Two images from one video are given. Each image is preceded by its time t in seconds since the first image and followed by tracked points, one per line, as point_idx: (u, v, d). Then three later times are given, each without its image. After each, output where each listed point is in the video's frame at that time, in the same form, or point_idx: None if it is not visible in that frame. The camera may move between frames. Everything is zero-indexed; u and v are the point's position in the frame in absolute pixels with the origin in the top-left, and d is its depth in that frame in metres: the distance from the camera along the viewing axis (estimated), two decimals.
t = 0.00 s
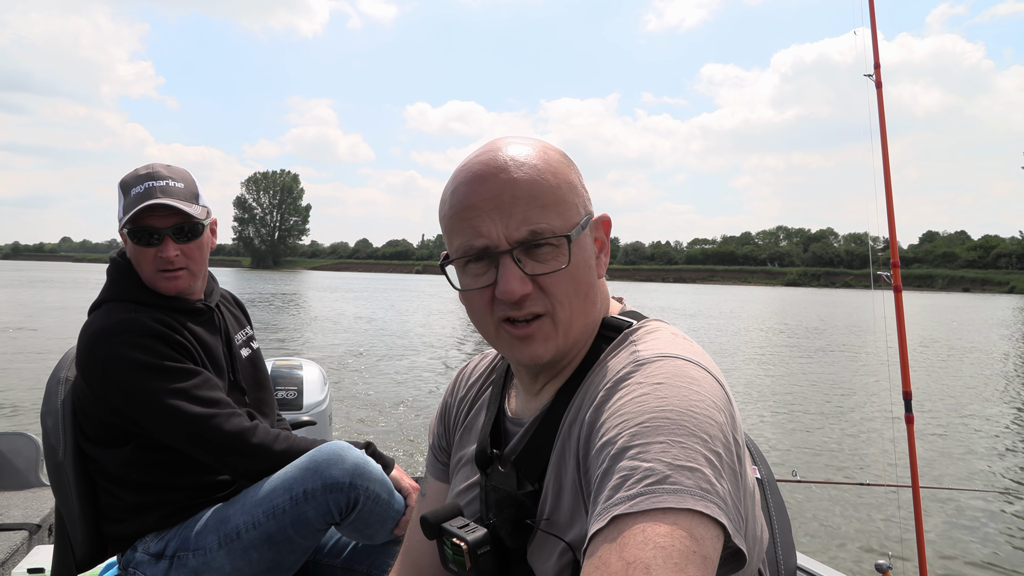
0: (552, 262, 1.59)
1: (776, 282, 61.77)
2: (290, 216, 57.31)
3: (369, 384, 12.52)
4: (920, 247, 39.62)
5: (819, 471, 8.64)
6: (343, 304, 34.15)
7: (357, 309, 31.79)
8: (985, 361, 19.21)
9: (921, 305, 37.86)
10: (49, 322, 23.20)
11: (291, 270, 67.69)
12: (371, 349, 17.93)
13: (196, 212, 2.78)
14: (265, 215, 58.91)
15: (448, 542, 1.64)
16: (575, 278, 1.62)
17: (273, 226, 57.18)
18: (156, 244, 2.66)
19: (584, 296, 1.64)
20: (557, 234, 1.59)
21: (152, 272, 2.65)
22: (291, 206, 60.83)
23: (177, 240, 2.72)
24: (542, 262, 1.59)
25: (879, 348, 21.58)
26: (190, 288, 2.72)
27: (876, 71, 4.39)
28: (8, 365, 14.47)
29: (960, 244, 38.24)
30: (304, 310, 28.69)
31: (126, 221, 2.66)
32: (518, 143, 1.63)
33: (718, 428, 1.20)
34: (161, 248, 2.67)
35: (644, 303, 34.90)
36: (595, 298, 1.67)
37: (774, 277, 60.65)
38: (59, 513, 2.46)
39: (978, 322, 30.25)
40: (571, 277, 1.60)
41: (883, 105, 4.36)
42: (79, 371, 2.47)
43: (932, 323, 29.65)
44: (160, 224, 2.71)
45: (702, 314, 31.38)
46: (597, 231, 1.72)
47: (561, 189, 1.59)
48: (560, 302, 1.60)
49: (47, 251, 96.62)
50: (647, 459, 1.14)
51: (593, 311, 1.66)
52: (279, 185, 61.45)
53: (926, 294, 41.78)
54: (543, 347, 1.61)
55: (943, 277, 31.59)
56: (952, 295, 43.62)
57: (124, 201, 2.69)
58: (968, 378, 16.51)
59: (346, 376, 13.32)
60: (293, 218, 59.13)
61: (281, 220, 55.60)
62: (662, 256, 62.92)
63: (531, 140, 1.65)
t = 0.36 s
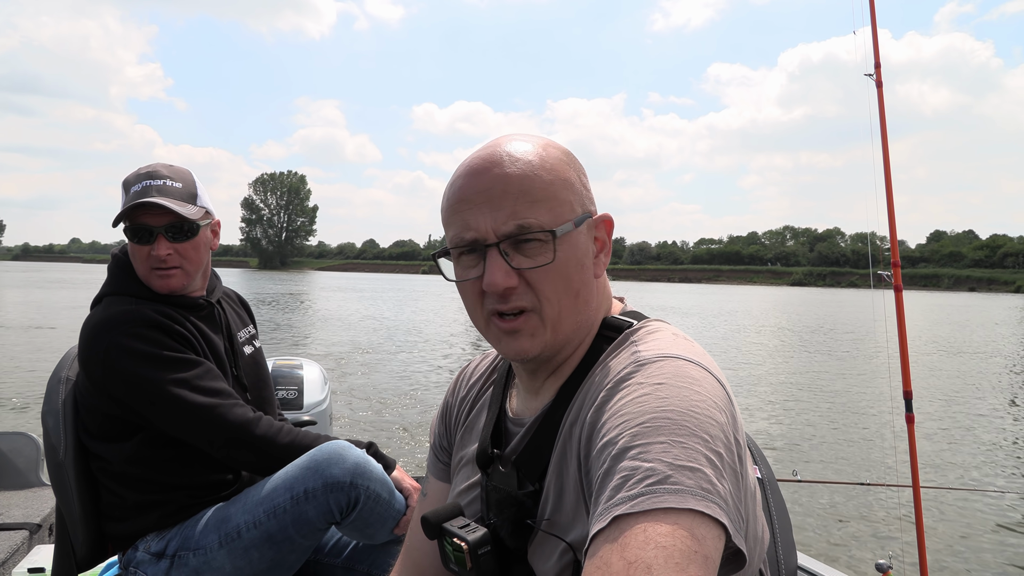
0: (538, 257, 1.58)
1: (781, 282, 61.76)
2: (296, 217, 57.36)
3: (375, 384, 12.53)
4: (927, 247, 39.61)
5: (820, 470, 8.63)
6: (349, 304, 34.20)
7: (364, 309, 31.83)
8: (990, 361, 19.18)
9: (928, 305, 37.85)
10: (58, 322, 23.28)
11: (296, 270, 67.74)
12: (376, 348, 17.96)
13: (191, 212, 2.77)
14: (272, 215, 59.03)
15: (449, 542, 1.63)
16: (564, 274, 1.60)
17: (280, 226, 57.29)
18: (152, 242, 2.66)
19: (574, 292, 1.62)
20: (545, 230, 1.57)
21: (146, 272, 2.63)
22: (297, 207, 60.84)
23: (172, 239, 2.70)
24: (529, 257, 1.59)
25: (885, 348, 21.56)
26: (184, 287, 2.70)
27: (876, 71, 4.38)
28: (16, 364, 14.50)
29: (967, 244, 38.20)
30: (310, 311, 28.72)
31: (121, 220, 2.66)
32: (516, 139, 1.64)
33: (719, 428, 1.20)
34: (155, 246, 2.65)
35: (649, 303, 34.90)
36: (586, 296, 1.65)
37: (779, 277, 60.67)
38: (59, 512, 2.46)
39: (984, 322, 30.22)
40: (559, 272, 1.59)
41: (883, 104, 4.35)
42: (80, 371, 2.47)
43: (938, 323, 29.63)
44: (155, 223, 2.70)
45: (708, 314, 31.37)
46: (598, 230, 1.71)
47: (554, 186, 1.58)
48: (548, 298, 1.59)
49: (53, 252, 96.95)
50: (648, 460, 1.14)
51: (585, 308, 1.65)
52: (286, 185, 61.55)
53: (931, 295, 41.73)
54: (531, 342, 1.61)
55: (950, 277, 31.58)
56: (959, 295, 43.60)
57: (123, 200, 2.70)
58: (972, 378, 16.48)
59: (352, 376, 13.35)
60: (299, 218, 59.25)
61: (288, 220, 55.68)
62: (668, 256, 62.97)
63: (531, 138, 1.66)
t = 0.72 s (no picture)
0: (460, 267, 1.69)
1: (787, 282, 61.72)
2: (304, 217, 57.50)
3: (379, 384, 12.55)
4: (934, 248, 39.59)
5: (822, 470, 8.63)
6: (355, 304, 34.27)
7: (369, 309, 31.91)
8: (996, 362, 19.15)
9: (935, 305, 37.82)
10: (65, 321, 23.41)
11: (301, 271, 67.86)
12: (381, 348, 18.00)
13: (190, 212, 2.78)
14: (280, 216, 59.24)
15: (451, 544, 1.63)
16: (481, 288, 1.68)
17: (288, 227, 57.46)
18: (151, 242, 2.66)
19: (499, 306, 1.68)
20: (462, 244, 1.68)
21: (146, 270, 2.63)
22: (304, 207, 60.99)
23: (170, 239, 2.71)
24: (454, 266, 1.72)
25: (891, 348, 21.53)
26: (183, 284, 2.71)
27: (876, 71, 4.38)
28: (22, 362, 14.58)
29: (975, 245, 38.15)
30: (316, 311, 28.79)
31: (120, 220, 2.66)
32: (491, 146, 1.69)
33: (729, 435, 1.19)
34: (154, 247, 2.66)
35: (656, 304, 34.91)
36: (514, 310, 1.68)
37: (785, 278, 60.72)
38: (59, 512, 2.47)
39: (992, 322, 30.18)
40: (477, 283, 1.68)
41: (883, 104, 4.34)
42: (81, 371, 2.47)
43: (945, 324, 29.59)
44: (154, 224, 2.70)
45: (714, 315, 31.38)
46: (552, 245, 1.64)
47: (479, 202, 1.64)
48: (465, 307, 1.72)
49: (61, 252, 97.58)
50: (658, 466, 1.14)
51: (516, 321, 1.69)
52: (294, 186, 61.73)
53: (938, 295, 41.66)
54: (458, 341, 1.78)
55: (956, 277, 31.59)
56: (966, 296, 43.55)
57: (121, 200, 2.70)
58: (978, 378, 16.46)
59: (356, 375, 13.39)
60: (307, 219, 59.46)
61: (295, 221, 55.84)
62: (674, 256, 63.02)
63: (510, 143, 1.68)
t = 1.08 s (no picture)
0: (454, 267, 1.70)
1: (792, 284, 61.69)
2: (313, 218, 57.67)
3: (381, 383, 12.55)
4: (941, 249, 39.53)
5: (822, 471, 8.62)
6: (360, 304, 34.34)
7: (373, 308, 31.92)
8: (1000, 364, 19.11)
9: (941, 307, 37.80)
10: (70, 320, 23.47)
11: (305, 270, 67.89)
12: (384, 347, 18.01)
13: (206, 215, 2.80)
14: (288, 216, 59.44)
15: (449, 546, 1.63)
16: (475, 287, 1.68)
17: (295, 227, 57.65)
18: (166, 245, 2.67)
19: (494, 307, 1.68)
20: (454, 243, 1.68)
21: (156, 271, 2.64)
22: (311, 208, 61.12)
23: (187, 242, 2.72)
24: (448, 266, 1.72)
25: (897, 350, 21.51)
26: (193, 287, 2.73)
27: (876, 71, 4.37)
28: (27, 361, 14.63)
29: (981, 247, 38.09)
30: (320, 310, 28.80)
31: (136, 221, 2.65)
32: (485, 149, 1.70)
33: (725, 435, 1.20)
34: (170, 249, 2.67)
35: (661, 305, 34.92)
36: (508, 310, 1.68)
37: (790, 279, 60.71)
38: (58, 513, 2.47)
39: (998, 324, 30.15)
40: (471, 283, 1.68)
41: (883, 105, 4.33)
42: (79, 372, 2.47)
43: (951, 325, 29.56)
44: (171, 226, 2.71)
45: (719, 316, 31.38)
46: (545, 245, 1.64)
47: (472, 202, 1.64)
48: (460, 306, 1.72)
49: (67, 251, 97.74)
50: (654, 468, 1.14)
51: (511, 322, 1.69)
52: (302, 187, 61.90)
53: (944, 297, 41.60)
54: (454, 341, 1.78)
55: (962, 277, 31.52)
56: (972, 298, 43.49)
57: (134, 200, 2.68)
58: (982, 380, 16.44)
59: (359, 374, 13.41)
60: (314, 220, 59.63)
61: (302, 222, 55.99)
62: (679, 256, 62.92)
63: (507, 144, 1.68)
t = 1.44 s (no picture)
0: (448, 262, 1.71)
1: (797, 284, 61.59)
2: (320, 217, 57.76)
3: (384, 382, 12.56)
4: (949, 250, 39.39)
5: (823, 471, 8.61)
6: (367, 303, 34.38)
7: (378, 307, 31.95)
8: (1008, 365, 19.04)
9: (948, 308, 37.67)
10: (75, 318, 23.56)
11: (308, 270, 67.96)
12: (389, 347, 18.03)
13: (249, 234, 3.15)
14: (295, 216, 59.57)
15: (447, 546, 1.63)
16: (469, 286, 1.69)
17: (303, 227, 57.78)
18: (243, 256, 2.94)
19: (487, 305, 1.69)
20: (451, 241, 1.69)
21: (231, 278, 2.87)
22: (320, 209, 61.28)
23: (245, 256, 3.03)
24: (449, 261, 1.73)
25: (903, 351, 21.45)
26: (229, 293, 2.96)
27: (876, 71, 4.36)
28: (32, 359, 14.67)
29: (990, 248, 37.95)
30: (326, 309, 28.85)
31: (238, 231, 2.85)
32: (487, 146, 1.70)
33: (719, 434, 1.19)
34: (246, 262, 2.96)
35: (667, 305, 34.88)
36: (502, 309, 1.69)
37: (796, 279, 60.61)
38: (58, 514, 2.47)
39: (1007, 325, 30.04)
40: (464, 278, 1.69)
41: (882, 106, 4.33)
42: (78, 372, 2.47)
43: (959, 326, 29.46)
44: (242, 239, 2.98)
45: (726, 316, 31.34)
46: (539, 246, 1.64)
47: (475, 200, 1.65)
48: (458, 303, 1.73)
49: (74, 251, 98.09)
50: (647, 465, 1.13)
51: (503, 320, 1.70)
52: (311, 187, 62.05)
53: (952, 298, 41.47)
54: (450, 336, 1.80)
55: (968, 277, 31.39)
56: (980, 298, 43.38)
57: (233, 210, 2.86)
58: (988, 381, 16.39)
59: (363, 373, 13.43)
60: (322, 220, 59.76)
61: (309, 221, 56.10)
62: (684, 256, 62.87)
63: (508, 143, 1.68)
